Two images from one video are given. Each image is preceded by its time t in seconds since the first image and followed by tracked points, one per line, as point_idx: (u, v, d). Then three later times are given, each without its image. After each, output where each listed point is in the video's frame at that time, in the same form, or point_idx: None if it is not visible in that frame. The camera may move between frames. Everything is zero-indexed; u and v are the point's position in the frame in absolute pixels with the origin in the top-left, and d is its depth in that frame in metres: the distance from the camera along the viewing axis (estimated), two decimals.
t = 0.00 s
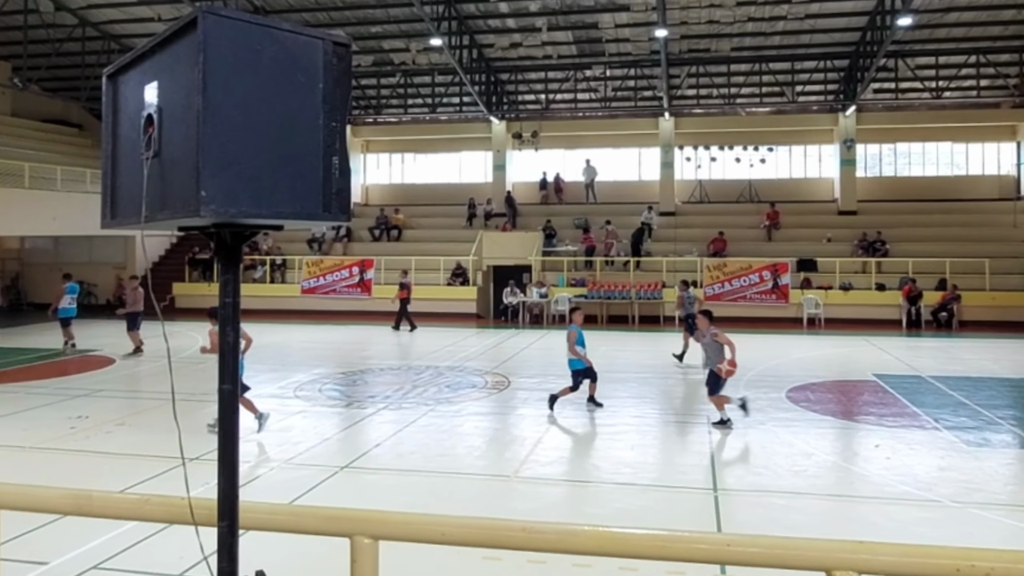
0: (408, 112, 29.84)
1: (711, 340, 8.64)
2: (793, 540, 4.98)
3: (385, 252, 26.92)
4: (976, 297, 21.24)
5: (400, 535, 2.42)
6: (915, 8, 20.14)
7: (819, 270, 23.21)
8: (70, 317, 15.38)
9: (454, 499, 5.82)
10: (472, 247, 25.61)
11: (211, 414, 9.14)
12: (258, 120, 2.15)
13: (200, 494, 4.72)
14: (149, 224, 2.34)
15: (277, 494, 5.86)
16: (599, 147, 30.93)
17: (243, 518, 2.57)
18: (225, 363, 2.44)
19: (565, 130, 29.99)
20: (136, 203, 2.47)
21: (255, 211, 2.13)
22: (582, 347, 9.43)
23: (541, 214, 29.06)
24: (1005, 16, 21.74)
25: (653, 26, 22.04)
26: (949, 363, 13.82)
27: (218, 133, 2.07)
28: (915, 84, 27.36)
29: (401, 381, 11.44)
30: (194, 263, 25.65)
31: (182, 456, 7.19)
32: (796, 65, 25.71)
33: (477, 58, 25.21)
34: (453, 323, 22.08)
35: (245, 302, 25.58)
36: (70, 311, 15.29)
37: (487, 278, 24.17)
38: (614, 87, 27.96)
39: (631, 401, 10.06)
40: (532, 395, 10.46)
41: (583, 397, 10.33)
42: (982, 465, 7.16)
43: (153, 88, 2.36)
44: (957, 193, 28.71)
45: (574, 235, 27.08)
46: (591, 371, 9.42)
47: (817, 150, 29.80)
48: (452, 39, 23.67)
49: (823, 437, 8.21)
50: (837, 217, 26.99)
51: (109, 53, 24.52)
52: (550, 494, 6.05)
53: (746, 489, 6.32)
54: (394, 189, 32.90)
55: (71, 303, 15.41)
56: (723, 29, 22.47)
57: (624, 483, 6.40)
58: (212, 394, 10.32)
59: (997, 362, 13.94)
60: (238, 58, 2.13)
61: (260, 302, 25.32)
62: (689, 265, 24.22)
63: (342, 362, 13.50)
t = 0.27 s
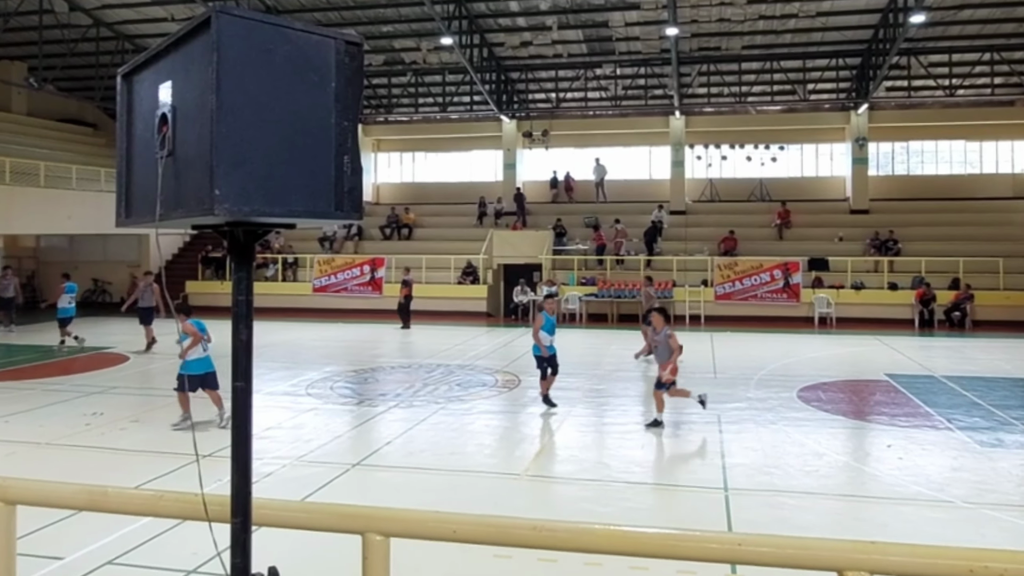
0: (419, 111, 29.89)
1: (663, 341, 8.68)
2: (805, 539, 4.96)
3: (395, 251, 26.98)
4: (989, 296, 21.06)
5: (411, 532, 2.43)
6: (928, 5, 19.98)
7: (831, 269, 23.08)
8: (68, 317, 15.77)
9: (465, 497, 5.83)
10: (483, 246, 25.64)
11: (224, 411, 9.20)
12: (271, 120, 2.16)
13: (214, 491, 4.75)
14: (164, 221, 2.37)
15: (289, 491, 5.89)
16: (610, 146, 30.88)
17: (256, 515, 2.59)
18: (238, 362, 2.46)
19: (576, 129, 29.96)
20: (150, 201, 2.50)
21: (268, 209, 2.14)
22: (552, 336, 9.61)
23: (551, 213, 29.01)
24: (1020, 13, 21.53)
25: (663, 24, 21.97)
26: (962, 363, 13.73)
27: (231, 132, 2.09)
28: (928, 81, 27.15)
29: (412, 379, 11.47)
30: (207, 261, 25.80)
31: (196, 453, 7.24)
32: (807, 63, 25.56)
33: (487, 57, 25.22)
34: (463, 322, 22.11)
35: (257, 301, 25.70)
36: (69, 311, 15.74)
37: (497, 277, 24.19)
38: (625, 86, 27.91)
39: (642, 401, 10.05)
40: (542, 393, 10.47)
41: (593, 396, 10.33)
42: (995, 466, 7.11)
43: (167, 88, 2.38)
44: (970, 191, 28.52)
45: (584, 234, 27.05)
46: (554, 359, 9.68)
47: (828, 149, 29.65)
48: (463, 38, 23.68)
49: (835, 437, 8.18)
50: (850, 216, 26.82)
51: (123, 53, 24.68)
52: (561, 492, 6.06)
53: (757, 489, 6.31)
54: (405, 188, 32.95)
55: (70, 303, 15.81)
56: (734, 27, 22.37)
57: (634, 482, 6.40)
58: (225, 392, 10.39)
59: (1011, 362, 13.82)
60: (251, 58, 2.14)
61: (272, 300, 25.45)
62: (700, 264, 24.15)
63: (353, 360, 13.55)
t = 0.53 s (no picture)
0: (433, 109, 29.95)
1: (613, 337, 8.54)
2: (821, 538, 4.94)
3: (410, 249, 27.06)
4: (1008, 295, 20.83)
5: (425, 528, 2.44)
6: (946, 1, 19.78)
7: (846, 266, 22.91)
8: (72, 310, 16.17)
9: (479, 494, 5.85)
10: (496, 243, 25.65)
11: (241, 407, 9.27)
12: (287, 118, 2.18)
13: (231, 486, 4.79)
14: (182, 219, 2.39)
15: (305, 487, 5.93)
16: (624, 143, 30.80)
17: (272, 509, 2.61)
18: (255, 358, 2.48)
19: (589, 126, 29.87)
20: (168, 199, 2.52)
21: (284, 206, 2.15)
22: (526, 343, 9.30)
23: (565, 210, 28.95)
24: None
25: (678, 20, 21.88)
26: (979, 362, 13.59)
27: (248, 130, 2.10)
28: (946, 78, 26.87)
29: (426, 376, 11.50)
30: (224, 258, 26.00)
31: (214, 448, 7.32)
32: (823, 59, 25.35)
33: (501, 55, 25.22)
34: (477, 319, 22.15)
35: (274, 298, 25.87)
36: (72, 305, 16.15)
37: (511, 274, 24.21)
38: (639, 83, 27.83)
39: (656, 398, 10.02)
40: (556, 391, 10.47)
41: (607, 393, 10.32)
42: (1014, 465, 7.03)
43: (185, 87, 2.41)
44: (988, 189, 28.22)
45: (598, 232, 27.00)
46: (531, 368, 9.33)
47: (844, 146, 29.44)
48: (477, 35, 23.69)
49: (850, 435, 8.13)
50: (866, 213, 26.60)
51: (141, 52, 24.90)
52: (576, 489, 6.06)
53: (772, 487, 6.28)
54: (419, 186, 33.03)
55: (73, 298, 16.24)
56: (749, 23, 22.24)
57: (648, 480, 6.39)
58: (242, 387, 10.48)
59: None
60: (268, 56, 2.16)
61: (288, 297, 25.62)
62: (714, 261, 24.05)
63: (367, 357, 13.61)
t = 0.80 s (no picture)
0: (448, 106, 30.01)
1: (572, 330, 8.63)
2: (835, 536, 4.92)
3: (424, 245, 27.15)
4: None
5: (439, 523, 2.45)
6: None
7: (863, 264, 22.74)
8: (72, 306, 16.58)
9: (493, 490, 5.87)
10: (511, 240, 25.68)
11: (258, 402, 9.36)
12: (303, 115, 2.20)
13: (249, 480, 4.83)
14: (200, 215, 2.42)
15: (321, 482, 5.97)
16: (638, 139, 30.73)
17: (289, 503, 2.64)
18: (272, 352, 2.50)
19: (603, 123, 29.72)
20: (186, 195, 2.55)
21: (301, 203, 2.18)
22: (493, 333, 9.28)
23: (579, 207, 28.91)
24: None
25: (693, 17, 21.77)
26: (997, 360, 13.46)
27: (265, 127, 2.12)
28: (965, 73, 26.57)
29: (441, 373, 11.55)
30: (241, 255, 26.21)
31: (231, 443, 7.38)
32: (839, 55, 25.14)
33: (515, 52, 25.22)
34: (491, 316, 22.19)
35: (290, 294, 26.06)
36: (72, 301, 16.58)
37: (525, 271, 24.24)
38: (653, 79, 27.73)
39: (671, 395, 10.00)
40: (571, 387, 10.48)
41: (621, 390, 10.32)
42: None
43: (203, 85, 2.43)
44: (1006, 185, 27.91)
45: (612, 229, 26.95)
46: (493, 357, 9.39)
47: (860, 142, 29.23)
48: (491, 33, 23.70)
49: (866, 433, 8.08)
50: (882, 210, 26.37)
51: (160, 51, 25.12)
52: (590, 486, 6.06)
53: (787, 485, 6.25)
54: (434, 183, 33.12)
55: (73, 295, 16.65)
56: (765, 19, 22.10)
57: (662, 477, 6.39)
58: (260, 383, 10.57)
59: None
60: (285, 55, 2.18)
61: (304, 293, 25.79)
62: (729, 258, 23.95)
63: (383, 353, 13.68)
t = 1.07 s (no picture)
0: (461, 104, 30.04)
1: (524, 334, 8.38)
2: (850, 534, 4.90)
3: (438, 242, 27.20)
4: None
5: (455, 518, 2.46)
6: None
7: (878, 261, 22.55)
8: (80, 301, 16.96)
9: (507, 486, 5.89)
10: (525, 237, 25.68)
11: (275, 397, 9.43)
12: (319, 112, 2.22)
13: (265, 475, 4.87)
14: (218, 212, 2.45)
15: (336, 477, 6.02)
16: (652, 136, 30.63)
17: (306, 497, 2.66)
18: (289, 348, 2.52)
19: (617, 120, 29.56)
20: (204, 192, 2.58)
21: (316, 199, 2.20)
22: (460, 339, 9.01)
23: (593, 204, 28.85)
24: None
25: (707, 13, 21.66)
26: (1015, 359, 13.31)
27: (281, 125, 2.15)
28: (983, 69, 26.27)
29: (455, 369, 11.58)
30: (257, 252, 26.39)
31: (249, 438, 7.44)
32: (856, 51, 24.91)
33: (529, 49, 25.19)
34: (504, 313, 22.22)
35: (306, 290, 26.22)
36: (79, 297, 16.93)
37: (539, 268, 24.24)
38: (667, 76, 27.63)
39: (685, 393, 9.98)
40: (585, 384, 10.48)
41: (635, 387, 10.31)
42: None
43: (220, 83, 2.46)
44: None
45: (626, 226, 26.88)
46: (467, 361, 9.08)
47: (877, 139, 28.99)
48: (505, 30, 23.69)
49: (882, 432, 8.02)
50: (899, 207, 26.14)
51: (176, 49, 25.29)
52: (604, 483, 6.07)
53: (802, 484, 6.23)
54: (448, 180, 33.17)
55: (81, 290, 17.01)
56: (780, 14, 21.94)
57: (676, 474, 6.38)
58: (276, 378, 10.66)
59: None
60: (301, 52, 2.20)
61: (320, 290, 25.94)
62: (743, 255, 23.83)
63: (397, 350, 13.74)
